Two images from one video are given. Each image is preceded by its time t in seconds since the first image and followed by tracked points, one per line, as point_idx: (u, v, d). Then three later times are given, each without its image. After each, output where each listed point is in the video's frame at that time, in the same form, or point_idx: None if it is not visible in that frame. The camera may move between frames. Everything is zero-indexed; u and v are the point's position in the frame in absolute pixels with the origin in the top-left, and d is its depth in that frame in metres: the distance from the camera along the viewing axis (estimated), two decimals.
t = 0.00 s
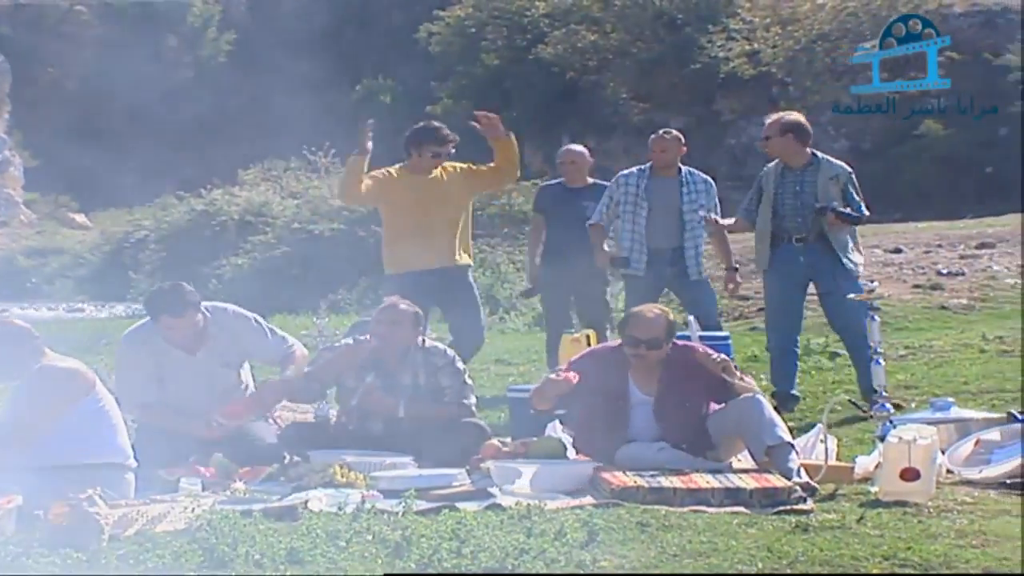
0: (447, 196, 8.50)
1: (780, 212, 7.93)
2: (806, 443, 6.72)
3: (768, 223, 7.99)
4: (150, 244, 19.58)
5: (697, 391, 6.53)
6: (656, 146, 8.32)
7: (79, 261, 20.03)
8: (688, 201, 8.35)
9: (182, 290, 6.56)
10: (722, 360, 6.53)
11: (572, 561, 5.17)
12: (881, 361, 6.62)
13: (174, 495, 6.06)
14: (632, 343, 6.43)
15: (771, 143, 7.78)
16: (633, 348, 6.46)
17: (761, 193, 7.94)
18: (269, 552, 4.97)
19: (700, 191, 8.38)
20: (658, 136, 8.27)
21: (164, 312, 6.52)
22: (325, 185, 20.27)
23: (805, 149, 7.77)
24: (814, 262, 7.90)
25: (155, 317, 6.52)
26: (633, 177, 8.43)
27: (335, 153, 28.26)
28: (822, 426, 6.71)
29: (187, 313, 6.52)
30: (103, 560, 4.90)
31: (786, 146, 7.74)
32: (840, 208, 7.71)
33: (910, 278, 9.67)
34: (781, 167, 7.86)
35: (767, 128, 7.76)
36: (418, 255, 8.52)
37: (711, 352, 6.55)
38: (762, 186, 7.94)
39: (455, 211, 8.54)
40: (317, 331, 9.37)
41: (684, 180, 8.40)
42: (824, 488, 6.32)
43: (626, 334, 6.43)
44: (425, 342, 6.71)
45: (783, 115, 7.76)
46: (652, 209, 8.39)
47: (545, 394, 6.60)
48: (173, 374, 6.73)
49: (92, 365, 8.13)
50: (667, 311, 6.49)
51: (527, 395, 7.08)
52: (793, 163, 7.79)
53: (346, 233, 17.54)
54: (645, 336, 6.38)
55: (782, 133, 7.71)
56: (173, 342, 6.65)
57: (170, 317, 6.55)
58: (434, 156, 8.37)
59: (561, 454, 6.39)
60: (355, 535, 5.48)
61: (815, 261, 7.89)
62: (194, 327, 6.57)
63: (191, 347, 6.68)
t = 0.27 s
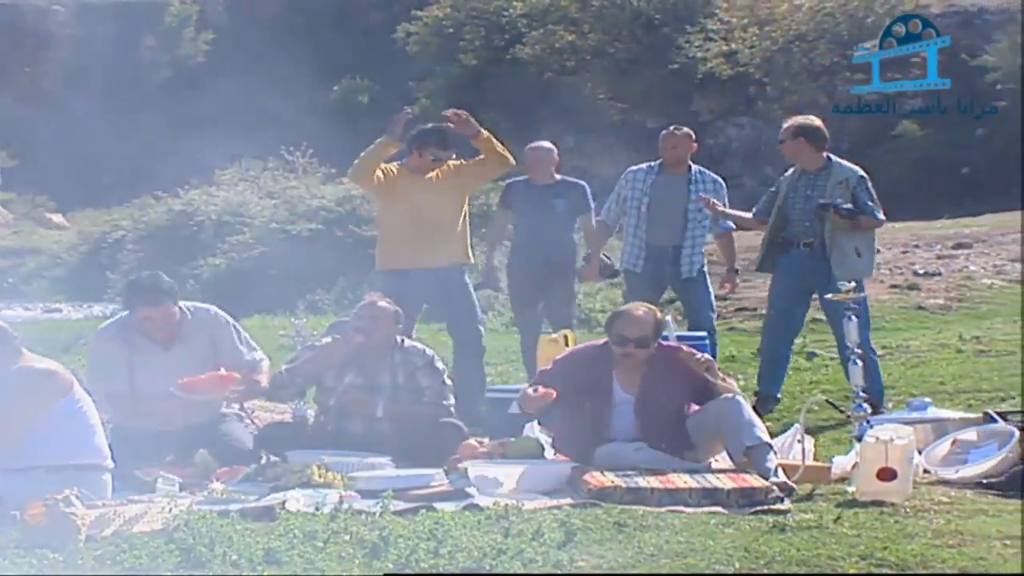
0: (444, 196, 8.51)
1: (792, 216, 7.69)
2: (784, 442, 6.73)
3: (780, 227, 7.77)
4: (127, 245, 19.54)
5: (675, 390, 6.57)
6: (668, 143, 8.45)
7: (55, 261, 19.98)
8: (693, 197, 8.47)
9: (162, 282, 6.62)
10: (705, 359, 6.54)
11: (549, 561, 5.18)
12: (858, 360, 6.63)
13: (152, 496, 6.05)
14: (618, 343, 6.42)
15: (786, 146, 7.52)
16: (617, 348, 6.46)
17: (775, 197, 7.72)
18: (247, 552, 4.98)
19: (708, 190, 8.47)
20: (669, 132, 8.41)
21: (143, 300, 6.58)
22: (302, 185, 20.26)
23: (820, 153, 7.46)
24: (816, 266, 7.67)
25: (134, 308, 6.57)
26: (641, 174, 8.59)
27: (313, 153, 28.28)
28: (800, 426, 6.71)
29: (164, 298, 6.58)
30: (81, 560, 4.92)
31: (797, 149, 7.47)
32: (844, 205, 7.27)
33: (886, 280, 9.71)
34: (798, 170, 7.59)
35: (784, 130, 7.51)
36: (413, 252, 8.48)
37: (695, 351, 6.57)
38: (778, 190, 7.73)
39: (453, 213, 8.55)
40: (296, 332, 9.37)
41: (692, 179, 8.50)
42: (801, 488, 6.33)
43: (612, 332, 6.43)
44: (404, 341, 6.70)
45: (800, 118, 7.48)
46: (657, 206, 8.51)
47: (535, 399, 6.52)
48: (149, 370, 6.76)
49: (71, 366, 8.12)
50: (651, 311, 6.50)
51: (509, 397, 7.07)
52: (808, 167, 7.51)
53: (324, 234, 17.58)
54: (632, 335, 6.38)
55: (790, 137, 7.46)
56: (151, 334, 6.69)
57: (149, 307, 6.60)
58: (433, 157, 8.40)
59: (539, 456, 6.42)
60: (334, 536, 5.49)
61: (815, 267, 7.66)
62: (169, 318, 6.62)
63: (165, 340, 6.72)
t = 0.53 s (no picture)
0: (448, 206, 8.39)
1: (798, 213, 7.69)
2: (747, 443, 6.74)
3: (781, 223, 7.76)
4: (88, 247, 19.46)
5: (642, 389, 6.58)
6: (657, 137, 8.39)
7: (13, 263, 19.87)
8: (680, 192, 8.41)
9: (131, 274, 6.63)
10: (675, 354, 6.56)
11: (513, 562, 5.19)
12: (821, 359, 6.63)
13: (113, 498, 6.03)
14: (591, 340, 6.41)
15: (796, 139, 7.55)
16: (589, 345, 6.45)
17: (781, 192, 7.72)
18: (212, 553, 4.98)
19: (696, 183, 8.40)
20: (658, 126, 8.33)
21: (111, 290, 6.62)
22: (264, 186, 20.19)
23: (830, 150, 7.51)
24: (818, 263, 7.61)
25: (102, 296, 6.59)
26: (630, 167, 8.54)
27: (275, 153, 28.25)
28: (763, 427, 6.72)
29: (132, 291, 6.60)
30: (43, 563, 4.94)
31: (808, 144, 7.50)
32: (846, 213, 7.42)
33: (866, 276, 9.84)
34: (803, 166, 7.63)
35: (794, 124, 7.53)
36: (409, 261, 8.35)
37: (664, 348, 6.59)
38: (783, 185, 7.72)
39: (454, 224, 8.43)
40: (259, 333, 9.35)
41: (680, 172, 8.43)
42: (765, 489, 6.34)
43: (585, 329, 6.42)
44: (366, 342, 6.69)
45: (810, 111, 7.51)
46: (645, 199, 8.46)
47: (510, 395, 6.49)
48: (108, 366, 6.75)
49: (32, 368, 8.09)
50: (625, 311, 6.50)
51: (473, 396, 7.05)
52: (814, 161, 7.55)
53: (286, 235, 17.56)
54: (608, 332, 6.38)
55: (801, 130, 7.48)
56: (113, 326, 6.71)
57: (117, 295, 6.62)
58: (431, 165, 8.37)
59: (500, 456, 6.45)
60: (297, 537, 5.48)
61: (818, 262, 7.61)
62: (134, 311, 6.65)
63: (125, 334, 6.74)
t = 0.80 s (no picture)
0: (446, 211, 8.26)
1: (779, 218, 7.55)
2: (701, 443, 6.77)
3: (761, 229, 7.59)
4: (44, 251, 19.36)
5: (597, 390, 6.56)
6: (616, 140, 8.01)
7: None
8: (644, 195, 8.03)
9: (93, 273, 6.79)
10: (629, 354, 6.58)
11: (467, 563, 5.21)
12: (776, 360, 6.65)
13: (69, 500, 6.04)
14: (552, 338, 6.38)
15: (782, 144, 7.37)
16: (549, 343, 6.42)
17: (759, 196, 7.53)
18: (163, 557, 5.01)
19: (659, 185, 8.03)
20: (615, 129, 7.94)
21: (73, 285, 6.78)
22: (224, 188, 20.12)
23: (811, 154, 7.40)
24: (809, 272, 7.54)
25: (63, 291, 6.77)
26: (593, 172, 8.15)
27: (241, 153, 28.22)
28: (718, 428, 6.74)
29: (94, 287, 6.74)
30: None
31: (798, 149, 7.35)
32: (827, 221, 7.43)
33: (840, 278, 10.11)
34: (781, 171, 7.49)
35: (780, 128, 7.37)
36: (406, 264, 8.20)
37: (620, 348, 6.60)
38: (761, 187, 7.52)
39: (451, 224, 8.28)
40: (213, 334, 9.35)
41: (642, 175, 8.07)
42: (720, 489, 6.35)
43: (543, 328, 6.40)
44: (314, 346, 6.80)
45: (797, 115, 7.34)
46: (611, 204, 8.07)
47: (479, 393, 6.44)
48: (65, 365, 6.90)
49: None
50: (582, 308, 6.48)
51: (430, 397, 7.05)
52: (797, 168, 7.44)
53: (243, 235, 17.63)
54: (569, 329, 6.35)
55: (798, 135, 7.30)
56: (71, 324, 6.85)
57: (79, 292, 6.78)
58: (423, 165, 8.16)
59: (455, 457, 6.45)
60: (252, 539, 5.49)
61: (810, 271, 7.53)
62: (96, 308, 6.80)
63: (83, 334, 6.87)
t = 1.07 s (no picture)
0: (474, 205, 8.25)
1: (774, 226, 7.40)
2: (667, 445, 6.78)
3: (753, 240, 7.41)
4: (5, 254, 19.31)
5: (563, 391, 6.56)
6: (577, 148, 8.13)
7: None
8: (614, 202, 8.15)
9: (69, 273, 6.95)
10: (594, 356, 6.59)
11: (433, 565, 5.21)
12: (740, 362, 6.67)
13: (34, 503, 6.03)
14: (521, 337, 6.38)
15: (767, 154, 7.31)
16: (517, 343, 6.43)
17: (751, 206, 7.38)
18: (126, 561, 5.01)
19: (623, 193, 8.19)
20: (577, 137, 8.06)
21: (47, 286, 6.91)
22: (187, 190, 20.09)
23: (792, 164, 7.38)
24: (805, 280, 7.45)
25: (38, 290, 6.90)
26: (556, 181, 8.20)
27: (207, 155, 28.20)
28: (683, 429, 6.75)
29: (67, 286, 6.89)
30: None
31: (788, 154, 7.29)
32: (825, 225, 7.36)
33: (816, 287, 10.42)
34: (765, 178, 7.40)
35: (767, 138, 7.28)
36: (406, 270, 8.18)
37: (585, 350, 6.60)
38: (749, 198, 7.39)
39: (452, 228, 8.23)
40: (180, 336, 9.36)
41: (606, 182, 8.19)
42: (685, 491, 6.37)
43: (509, 326, 6.41)
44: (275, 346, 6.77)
45: (781, 125, 7.30)
46: (579, 212, 8.16)
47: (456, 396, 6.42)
48: (33, 365, 7.01)
49: None
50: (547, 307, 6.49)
51: (394, 399, 7.05)
52: (781, 174, 7.38)
53: (207, 237, 17.70)
54: (537, 327, 6.36)
55: (787, 145, 7.26)
56: (42, 322, 6.99)
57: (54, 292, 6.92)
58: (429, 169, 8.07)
59: (422, 459, 6.46)
60: (216, 541, 5.48)
61: (805, 278, 7.44)
62: (65, 306, 6.93)
63: (51, 333, 7.00)
